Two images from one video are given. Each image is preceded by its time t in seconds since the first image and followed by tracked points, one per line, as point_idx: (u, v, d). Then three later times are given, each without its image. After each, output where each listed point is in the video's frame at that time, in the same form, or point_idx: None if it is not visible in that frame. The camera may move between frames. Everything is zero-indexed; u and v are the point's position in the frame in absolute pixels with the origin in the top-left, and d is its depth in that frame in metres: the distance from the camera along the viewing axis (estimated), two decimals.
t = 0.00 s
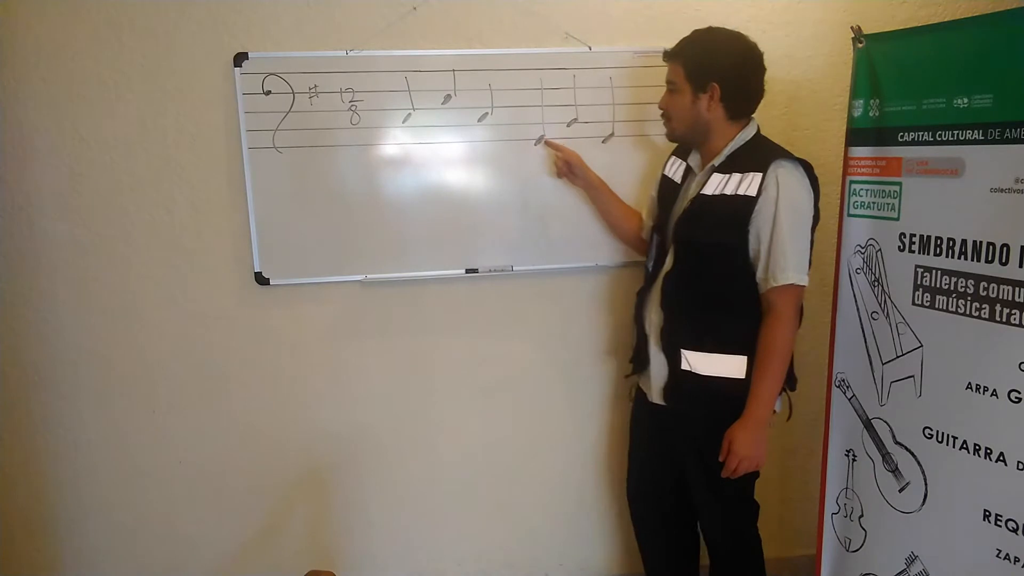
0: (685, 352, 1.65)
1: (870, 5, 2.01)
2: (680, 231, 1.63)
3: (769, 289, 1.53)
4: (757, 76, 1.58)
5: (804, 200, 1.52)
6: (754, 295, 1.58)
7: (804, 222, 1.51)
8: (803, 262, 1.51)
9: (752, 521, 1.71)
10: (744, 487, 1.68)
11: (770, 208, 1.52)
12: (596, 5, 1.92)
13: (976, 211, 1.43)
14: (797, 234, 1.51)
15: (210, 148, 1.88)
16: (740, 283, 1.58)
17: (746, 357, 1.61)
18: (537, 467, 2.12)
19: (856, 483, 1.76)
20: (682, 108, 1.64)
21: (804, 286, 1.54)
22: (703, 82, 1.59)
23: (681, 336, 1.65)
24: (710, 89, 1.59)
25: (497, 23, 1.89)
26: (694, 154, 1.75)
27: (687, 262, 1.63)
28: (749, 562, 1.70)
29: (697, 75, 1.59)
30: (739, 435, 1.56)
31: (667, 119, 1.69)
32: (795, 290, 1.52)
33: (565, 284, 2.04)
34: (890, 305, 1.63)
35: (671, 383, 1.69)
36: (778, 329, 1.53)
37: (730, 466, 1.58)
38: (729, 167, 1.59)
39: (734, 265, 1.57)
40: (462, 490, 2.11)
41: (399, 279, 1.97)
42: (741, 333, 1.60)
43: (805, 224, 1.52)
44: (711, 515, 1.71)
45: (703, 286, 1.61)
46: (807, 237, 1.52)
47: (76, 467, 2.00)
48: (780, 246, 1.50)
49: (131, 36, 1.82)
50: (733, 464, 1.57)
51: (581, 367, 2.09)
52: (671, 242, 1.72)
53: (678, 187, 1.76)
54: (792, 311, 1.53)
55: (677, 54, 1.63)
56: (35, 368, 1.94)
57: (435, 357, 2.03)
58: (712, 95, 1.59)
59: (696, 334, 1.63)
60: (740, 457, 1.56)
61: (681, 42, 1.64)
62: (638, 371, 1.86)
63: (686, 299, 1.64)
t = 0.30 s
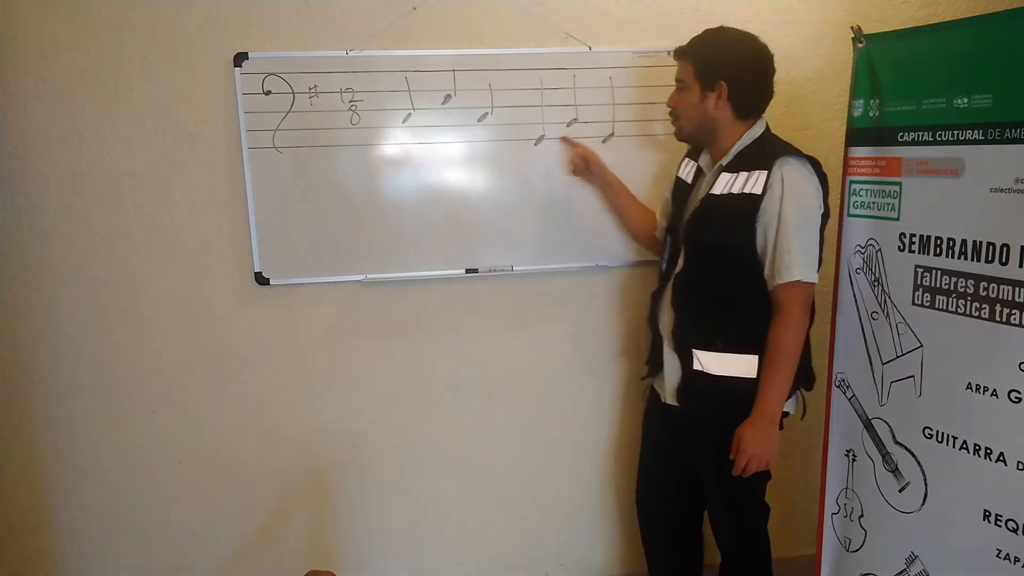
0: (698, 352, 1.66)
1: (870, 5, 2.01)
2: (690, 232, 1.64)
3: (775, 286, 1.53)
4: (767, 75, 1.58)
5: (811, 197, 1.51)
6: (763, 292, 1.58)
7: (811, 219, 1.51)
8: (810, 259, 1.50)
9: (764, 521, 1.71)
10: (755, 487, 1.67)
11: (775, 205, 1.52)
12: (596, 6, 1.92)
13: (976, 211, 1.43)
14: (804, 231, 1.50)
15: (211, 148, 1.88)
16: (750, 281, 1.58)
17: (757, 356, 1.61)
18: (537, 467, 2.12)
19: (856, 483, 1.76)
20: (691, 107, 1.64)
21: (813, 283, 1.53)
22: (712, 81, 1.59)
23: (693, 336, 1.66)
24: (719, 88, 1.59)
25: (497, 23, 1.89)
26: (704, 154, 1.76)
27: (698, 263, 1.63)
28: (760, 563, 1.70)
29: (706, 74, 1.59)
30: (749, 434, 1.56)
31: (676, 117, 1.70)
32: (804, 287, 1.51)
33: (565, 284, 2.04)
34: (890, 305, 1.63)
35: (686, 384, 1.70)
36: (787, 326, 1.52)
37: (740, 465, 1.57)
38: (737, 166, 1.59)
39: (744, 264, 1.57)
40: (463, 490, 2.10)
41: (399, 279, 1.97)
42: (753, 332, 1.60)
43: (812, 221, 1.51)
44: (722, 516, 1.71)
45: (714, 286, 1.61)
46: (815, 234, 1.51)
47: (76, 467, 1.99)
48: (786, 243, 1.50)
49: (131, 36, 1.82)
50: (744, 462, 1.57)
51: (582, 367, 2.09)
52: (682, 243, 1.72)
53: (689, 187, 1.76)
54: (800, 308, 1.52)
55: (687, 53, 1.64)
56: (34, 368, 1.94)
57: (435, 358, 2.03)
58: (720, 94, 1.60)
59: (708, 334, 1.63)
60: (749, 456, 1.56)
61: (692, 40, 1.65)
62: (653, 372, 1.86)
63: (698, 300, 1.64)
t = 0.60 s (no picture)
0: (703, 351, 1.66)
1: (870, 5, 2.01)
2: (696, 231, 1.64)
3: (779, 283, 1.52)
4: (773, 74, 1.58)
5: (815, 194, 1.51)
6: (767, 289, 1.58)
7: (815, 216, 1.51)
8: (813, 257, 1.50)
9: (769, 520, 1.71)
10: (760, 487, 1.67)
11: (779, 201, 1.52)
12: (596, 6, 1.92)
13: (976, 211, 1.43)
14: (808, 227, 1.50)
15: (211, 148, 1.88)
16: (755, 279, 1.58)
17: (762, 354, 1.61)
18: (537, 467, 2.12)
19: (856, 483, 1.76)
20: (698, 105, 1.65)
21: (818, 281, 1.52)
22: (718, 80, 1.60)
23: (698, 334, 1.66)
24: (726, 86, 1.59)
25: (497, 23, 1.89)
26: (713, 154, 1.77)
27: (704, 261, 1.63)
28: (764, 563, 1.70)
29: (713, 72, 1.60)
30: (749, 431, 1.56)
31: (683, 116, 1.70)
32: (808, 285, 1.51)
33: (565, 284, 2.04)
34: (890, 305, 1.63)
35: (690, 382, 1.69)
36: (790, 324, 1.51)
37: (740, 462, 1.57)
38: (742, 164, 1.59)
39: (749, 261, 1.57)
40: (463, 490, 2.10)
41: (399, 280, 1.97)
42: (759, 330, 1.60)
43: (816, 218, 1.51)
44: (726, 515, 1.71)
45: (720, 283, 1.61)
46: (818, 232, 1.51)
47: (76, 467, 1.99)
48: (788, 240, 1.49)
49: (131, 36, 1.82)
50: (744, 460, 1.56)
51: (582, 367, 2.09)
52: (689, 242, 1.72)
53: (697, 187, 1.76)
54: (804, 306, 1.51)
55: (694, 52, 1.64)
56: (34, 369, 1.94)
57: (435, 358, 2.03)
58: (726, 93, 1.60)
59: (713, 332, 1.64)
60: (749, 453, 1.56)
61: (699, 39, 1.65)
62: (659, 372, 1.86)
63: (704, 298, 1.64)
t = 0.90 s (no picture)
0: (705, 350, 1.66)
1: (870, 5, 2.01)
2: (698, 231, 1.65)
3: (778, 282, 1.52)
4: (773, 73, 1.58)
5: (816, 194, 1.51)
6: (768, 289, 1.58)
7: (814, 215, 1.51)
8: (813, 257, 1.50)
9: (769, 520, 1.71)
10: (760, 487, 1.67)
11: (779, 200, 1.51)
12: (596, 5, 1.92)
13: (977, 211, 1.43)
14: (807, 227, 1.50)
15: (210, 148, 1.88)
16: (756, 279, 1.58)
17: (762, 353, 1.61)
18: (537, 467, 2.12)
19: (857, 483, 1.76)
20: (700, 107, 1.65)
21: (818, 280, 1.52)
22: (718, 80, 1.60)
23: (700, 334, 1.66)
24: (725, 88, 1.60)
25: (497, 23, 1.89)
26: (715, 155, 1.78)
27: (705, 261, 1.64)
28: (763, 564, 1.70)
29: (713, 73, 1.60)
30: (744, 428, 1.56)
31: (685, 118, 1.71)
32: (808, 284, 1.50)
33: (565, 284, 2.04)
34: (890, 305, 1.63)
35: (692, 382, 1.70)
36: (790, 323, 1.51)
37: (737, 460, 1.58)
38: (744, 164, 1.59)
39: (750, 261, 1.57)
40: (463, 490, 2.10)
41: (399, 280, 1.97)
42: (760, 330, 1.60)
43: (816, 218, 1.51)
44: (726, 514, 1.71)
45: (721, 283, 1.61)
46: (818, 231, 1.51)
47: (76, 467, 2.00)
48: (788, 239, 1.49)
49: (131, 36, 1.82)
50: (740, 457, 1.57)
51: (583, 367, 2.09)
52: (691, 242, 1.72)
53: (700, 187, 1.77)
54: (804, 306, 1.51)
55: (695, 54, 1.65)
56: (34, 369, 1.94)
57: (435, 357, 2.03)
58: (726, 93, 1.60)
59: (715, 332, 1.64)
60: (744, 450, 1.56)
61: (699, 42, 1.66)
62: (662, 372, 1.86)
63: (705, 298, 1.65)
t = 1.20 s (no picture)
0: (705, 351, 1.66)
1: (869, 4, 2.01)
2: (698, 231, 1.65)
3: (780, 282, 1.52)
4: (773, 74, 1.58)
5: (817, 194, 1.51)
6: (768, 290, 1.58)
7: (815, 215, 1.51)
8: (814, 257, 1.50)
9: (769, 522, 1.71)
10: (760, 488, 1.67)
11: (781, 201, 1.51)
12: (596, 5, 1.92)
13: (977, 211, 1.43)
14: (808, 227, 1.50)
15: (210, 148, 1.88)
16: (756, 279, 1.58)
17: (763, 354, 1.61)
18: (538, 467, 2.12)
19: (856, 483, 1.76)
20: (704, 107, 1.64)
21: (819, 280, 1.52)
22: (722, 80, 1.59)
23: (701, 334, 1.66)
24: (730, 88, 1.59)
25: (497, 23, 1.89)
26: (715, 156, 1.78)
27: (706, 261, 1.64)
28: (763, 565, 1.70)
29: (717, 73, 1.60)
30: (745, 429, 1.56)
31: (688, 118, 1.70)
32: (809, 284, 1.50)
33: (565, 284, 2.04)
34: (890, 305, 1.63)
35: (692, 383, 1.70)
36: (790, 323, 1.51)
37: (739, 461, 1.57)
38: (745, 164, 1.59)
39: (750, 261, 1.57)
40: (463, 490, 2.10)
41: (400, 280, 1.97)
42: (760, 330, 1.60)
43: (817, 218, 1.51)
44: (726, 515, 1.71)
45: (722, 284, 1.61)
46: (819, 232, 1.51)
47: (77, 467, 1.99)
48: (789, 239, 1.49)
49: (131, 36, 1.82)
50: (742, 458, 1.57)
51: (583, 367, 2.09)
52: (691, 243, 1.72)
53: (700, 188, 1.77)
54: (805, 306, 1.51)
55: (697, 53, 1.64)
56: (34, 369, 1.94)
57: (435, 357, 2.03)
58: (731, 93, 1.60)
59: (716, 333, 1.64)
60: (745, 451, 1.56)
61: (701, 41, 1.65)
62: (661, 372, 1.86)
63: (706, 299, 1.65)
